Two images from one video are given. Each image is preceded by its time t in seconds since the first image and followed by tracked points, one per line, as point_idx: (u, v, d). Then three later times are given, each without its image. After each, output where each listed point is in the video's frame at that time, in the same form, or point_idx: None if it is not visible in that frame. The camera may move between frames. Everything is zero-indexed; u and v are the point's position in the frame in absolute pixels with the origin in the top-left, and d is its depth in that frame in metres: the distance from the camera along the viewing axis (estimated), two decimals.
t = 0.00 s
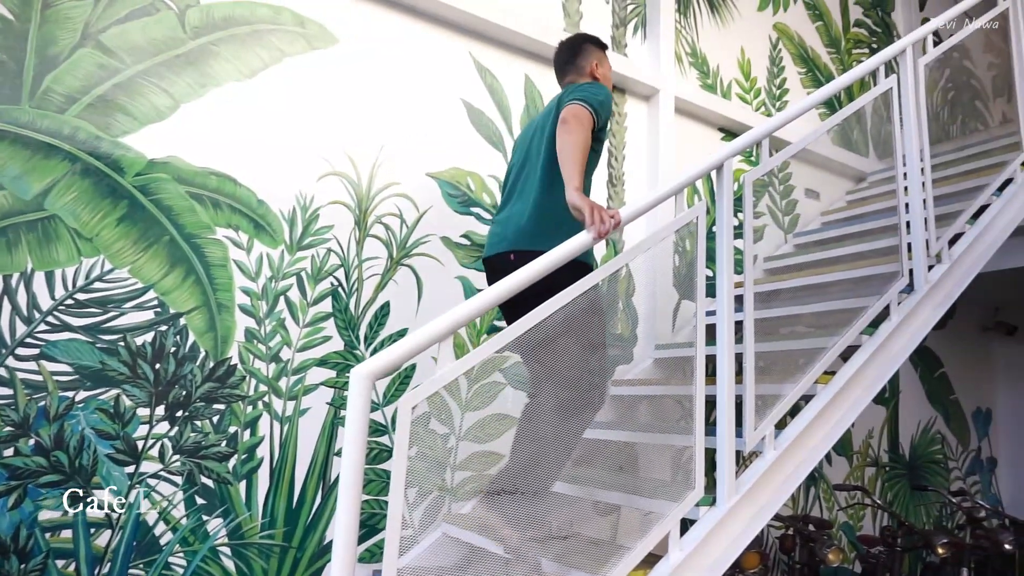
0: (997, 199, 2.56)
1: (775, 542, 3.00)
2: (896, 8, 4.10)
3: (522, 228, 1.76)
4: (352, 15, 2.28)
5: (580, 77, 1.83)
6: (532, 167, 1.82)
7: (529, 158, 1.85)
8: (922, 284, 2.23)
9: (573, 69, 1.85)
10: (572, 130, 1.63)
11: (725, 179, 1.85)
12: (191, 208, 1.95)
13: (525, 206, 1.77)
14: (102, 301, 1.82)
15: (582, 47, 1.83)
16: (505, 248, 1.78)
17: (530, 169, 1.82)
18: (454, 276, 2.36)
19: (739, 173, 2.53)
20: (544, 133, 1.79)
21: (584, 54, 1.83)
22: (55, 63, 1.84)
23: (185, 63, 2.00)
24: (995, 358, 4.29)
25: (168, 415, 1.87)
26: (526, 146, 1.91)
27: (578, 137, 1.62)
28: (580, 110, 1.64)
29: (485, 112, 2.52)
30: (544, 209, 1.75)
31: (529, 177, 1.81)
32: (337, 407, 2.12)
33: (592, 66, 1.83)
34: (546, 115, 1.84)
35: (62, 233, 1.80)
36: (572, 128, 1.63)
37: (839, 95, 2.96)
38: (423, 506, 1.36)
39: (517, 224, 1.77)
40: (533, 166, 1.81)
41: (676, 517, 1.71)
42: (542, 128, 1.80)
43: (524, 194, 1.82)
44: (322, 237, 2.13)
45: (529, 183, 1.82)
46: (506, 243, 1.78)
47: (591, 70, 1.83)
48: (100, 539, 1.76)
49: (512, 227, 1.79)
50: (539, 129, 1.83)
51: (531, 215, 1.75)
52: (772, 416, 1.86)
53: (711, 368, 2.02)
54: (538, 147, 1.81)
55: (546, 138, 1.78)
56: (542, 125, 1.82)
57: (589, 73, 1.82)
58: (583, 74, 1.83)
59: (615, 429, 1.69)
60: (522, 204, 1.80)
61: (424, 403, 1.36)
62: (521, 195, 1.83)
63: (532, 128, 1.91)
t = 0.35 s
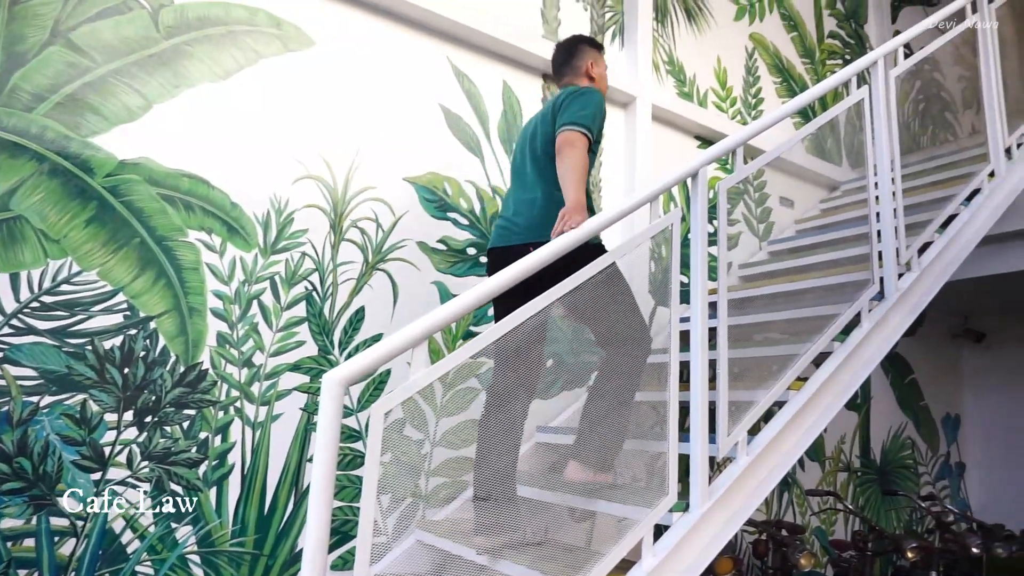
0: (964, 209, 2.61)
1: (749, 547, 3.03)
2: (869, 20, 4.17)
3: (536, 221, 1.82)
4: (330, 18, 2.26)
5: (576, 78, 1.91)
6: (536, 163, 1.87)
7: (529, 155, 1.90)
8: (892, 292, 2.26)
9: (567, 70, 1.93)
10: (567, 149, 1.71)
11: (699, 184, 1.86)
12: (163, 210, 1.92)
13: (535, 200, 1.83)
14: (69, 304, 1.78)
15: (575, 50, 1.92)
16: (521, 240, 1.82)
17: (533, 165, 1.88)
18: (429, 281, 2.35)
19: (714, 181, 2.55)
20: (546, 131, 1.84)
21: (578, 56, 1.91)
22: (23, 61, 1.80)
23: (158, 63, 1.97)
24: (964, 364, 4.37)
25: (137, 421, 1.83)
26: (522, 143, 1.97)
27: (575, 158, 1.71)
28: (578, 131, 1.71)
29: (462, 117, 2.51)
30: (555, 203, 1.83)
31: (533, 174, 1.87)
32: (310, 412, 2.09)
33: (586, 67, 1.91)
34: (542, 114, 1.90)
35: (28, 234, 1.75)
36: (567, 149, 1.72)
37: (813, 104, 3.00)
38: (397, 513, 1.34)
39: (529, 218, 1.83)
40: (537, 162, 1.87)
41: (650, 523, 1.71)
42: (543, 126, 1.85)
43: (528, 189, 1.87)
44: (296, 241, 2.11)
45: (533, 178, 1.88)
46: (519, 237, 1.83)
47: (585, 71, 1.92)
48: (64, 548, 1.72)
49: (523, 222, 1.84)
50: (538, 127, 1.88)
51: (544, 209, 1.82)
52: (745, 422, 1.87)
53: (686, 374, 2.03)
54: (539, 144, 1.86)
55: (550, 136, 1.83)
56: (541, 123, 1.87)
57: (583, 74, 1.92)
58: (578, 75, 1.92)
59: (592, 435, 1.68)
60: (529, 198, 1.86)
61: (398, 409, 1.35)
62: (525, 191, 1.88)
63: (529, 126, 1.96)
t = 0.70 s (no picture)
0: (932, 216, 2.66)
1: (723, 551, 3.07)
2: (840, 30, 4.24)
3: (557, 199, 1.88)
4: (305, 21, 2.25)
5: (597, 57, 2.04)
6: (560, 141, 1.93)
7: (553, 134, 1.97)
8: (862, 297, 2.30)
9: (589, 50, 2.05)
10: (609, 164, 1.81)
11: (675, 191, 1.88)
12: (132, 215, 1.89)
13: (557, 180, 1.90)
14: (34, 310, 1.74)
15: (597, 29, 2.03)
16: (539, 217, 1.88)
17: (557, 144, 1.94)
18: (405, 286, 2.34)
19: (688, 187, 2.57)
20: (574, 110, 1.91)
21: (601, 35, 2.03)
22: None
23: (129, 66, 1.93)
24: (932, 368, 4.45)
25: (105, 429, 1.80)
26: (541, 122, 2.05)
27: (614, 165, 1.85)
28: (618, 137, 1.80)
29: (438, 122, 2.51)
30: (576, 182, 1.90)
31: (556, 152, 1.94)
32: (283, 419, 2.07)
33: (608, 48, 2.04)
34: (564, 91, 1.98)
35: None
36: (609, 162, 1.80)
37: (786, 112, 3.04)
38: (372, 520, 1.33)
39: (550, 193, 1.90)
40: (561, 141, 1.94)
41: (624, 528, 1.71)
42: (571, 104, 1.92)
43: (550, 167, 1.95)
44: (269, 246, 2.09)
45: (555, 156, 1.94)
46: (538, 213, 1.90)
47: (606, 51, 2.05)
48: (28, 560, 1.67)
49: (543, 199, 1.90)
50: (562, 105, 1.95)
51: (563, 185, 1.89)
52: (719, 427, 1.88)
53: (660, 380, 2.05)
54: (566, 123, 1.93)
55: (580, 116, 1.91)
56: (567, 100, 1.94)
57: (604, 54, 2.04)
58: (597, 54, 2.05)
59: (568, 441, 1.68)
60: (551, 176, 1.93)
61: (372, 415, 1.34)
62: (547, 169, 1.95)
63: (546, 109, 2.04)
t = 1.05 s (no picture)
0: (897, 225, 2.72)
1: (694, 557, 3.08)
2: (810, 42, 4.32)
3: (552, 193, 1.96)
4: (278, 25, 2.23)
5: (594, 59, 2.16)
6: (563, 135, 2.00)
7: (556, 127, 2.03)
8: (831, 305, 2.33)
9: (587, 52, 2.16)
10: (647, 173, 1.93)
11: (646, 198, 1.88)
12: (98, 217, 1.85)
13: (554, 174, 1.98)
14: None
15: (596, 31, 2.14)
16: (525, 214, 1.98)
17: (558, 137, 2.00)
18: (378, 292, 2.32)
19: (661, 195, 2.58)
20: (581, 108, 1.99)
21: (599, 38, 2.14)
22: None
23: (96, 65, 1.90)
24: (898, 375, 4.55)
25: (66, 436, 1.75)
26: (540, 116, 2.12)
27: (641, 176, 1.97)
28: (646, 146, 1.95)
29: (413, 128, 2.50)
30: (567, 182, 1.95)
31: (558, 144, 2.00)
32: (251, 426, 2.04)
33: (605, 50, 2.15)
34: (569, 87, 2.06)
35: None
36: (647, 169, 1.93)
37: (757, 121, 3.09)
38: (342, 528, 1.32)
39: (546, 190, 1.96)
40: (564, 137, 1.99)
41: (595, 535, 1.72)
42: (579, 100, 1.99)
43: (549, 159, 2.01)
44: (239, 250, 2.06)
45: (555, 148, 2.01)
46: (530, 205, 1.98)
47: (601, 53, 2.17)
48: None
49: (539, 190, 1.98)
50: (568, 100, 2.02)
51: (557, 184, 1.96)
52: (689, 434, 1.89)
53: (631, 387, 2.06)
54: (573, 119, 1.99)
55: (588, 115, 1.98)
56: (574, 95, 2.01)
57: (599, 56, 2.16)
58: (594, 57, 2.16)
59: (541, 447, 1.68)
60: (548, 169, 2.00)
61: (342, 421, 1.32)
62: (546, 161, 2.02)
63: (547, 107, 2.10)
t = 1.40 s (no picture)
0: (868, 236, 2.77)
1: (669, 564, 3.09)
2: (784, 55, 4.39)
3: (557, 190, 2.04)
4: (253, 29, 2.22)
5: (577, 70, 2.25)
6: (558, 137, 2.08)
7: (550, 130, 2.11)
8: (803, 314, 2.36)
9: (569, 63, 2.26)
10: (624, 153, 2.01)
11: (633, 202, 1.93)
12: (66, 220, 1.82)
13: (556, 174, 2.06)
14: None
15: (577, 44, 2.24)
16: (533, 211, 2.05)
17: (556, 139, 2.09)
18: (353, 298, 2.31)
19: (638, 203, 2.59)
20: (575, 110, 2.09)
21: (580, 50, 2.24)
22: None
23: (65, 66, 1.86)
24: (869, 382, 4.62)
25: (30, 444, 1.71)
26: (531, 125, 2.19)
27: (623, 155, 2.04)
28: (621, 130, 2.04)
29: (390, 134, 2.49)
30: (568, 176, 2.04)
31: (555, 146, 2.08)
32: (222, 433, 2.01)
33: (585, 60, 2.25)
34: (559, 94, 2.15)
35: None
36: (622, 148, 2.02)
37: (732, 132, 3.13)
38: (313, 537, 1.31)
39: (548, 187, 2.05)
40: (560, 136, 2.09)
41: (569, 543, 1.71)
42: (571, 103, 2.09)
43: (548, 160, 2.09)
44: (212, 255, 2.03)
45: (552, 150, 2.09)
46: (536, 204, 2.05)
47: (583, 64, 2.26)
48: None
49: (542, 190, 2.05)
50: (561, 104, 2.12)
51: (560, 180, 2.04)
52: (662, 442, 1.90)
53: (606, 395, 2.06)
54: (565, 118, 2.09)
55: (579, 113, 2.09)
56: (566, 100, 2.11)
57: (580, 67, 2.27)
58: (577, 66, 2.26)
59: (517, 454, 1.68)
60: (549, 170, 2.08)
61: (316, 427, 1.31)
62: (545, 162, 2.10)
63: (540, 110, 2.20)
